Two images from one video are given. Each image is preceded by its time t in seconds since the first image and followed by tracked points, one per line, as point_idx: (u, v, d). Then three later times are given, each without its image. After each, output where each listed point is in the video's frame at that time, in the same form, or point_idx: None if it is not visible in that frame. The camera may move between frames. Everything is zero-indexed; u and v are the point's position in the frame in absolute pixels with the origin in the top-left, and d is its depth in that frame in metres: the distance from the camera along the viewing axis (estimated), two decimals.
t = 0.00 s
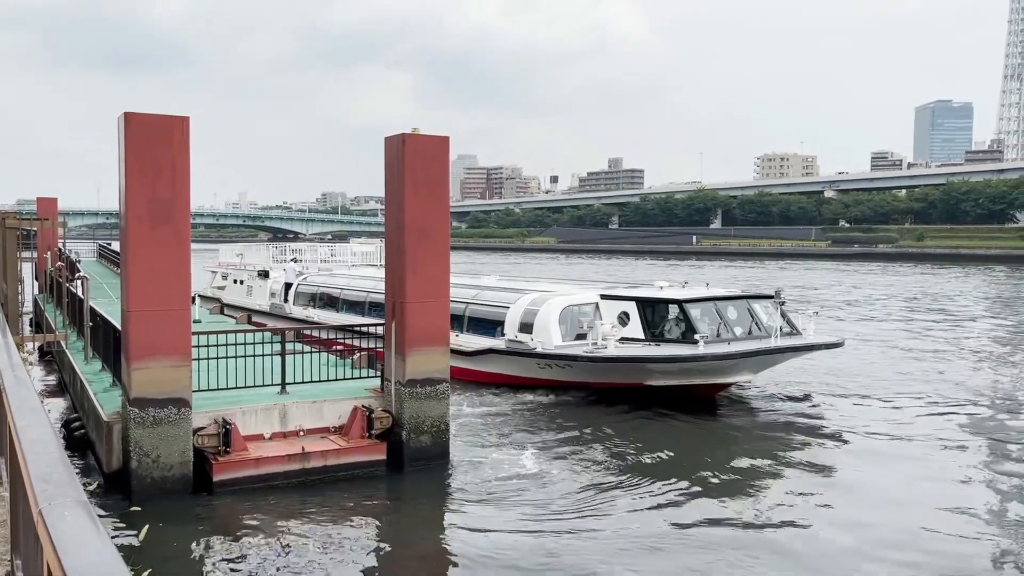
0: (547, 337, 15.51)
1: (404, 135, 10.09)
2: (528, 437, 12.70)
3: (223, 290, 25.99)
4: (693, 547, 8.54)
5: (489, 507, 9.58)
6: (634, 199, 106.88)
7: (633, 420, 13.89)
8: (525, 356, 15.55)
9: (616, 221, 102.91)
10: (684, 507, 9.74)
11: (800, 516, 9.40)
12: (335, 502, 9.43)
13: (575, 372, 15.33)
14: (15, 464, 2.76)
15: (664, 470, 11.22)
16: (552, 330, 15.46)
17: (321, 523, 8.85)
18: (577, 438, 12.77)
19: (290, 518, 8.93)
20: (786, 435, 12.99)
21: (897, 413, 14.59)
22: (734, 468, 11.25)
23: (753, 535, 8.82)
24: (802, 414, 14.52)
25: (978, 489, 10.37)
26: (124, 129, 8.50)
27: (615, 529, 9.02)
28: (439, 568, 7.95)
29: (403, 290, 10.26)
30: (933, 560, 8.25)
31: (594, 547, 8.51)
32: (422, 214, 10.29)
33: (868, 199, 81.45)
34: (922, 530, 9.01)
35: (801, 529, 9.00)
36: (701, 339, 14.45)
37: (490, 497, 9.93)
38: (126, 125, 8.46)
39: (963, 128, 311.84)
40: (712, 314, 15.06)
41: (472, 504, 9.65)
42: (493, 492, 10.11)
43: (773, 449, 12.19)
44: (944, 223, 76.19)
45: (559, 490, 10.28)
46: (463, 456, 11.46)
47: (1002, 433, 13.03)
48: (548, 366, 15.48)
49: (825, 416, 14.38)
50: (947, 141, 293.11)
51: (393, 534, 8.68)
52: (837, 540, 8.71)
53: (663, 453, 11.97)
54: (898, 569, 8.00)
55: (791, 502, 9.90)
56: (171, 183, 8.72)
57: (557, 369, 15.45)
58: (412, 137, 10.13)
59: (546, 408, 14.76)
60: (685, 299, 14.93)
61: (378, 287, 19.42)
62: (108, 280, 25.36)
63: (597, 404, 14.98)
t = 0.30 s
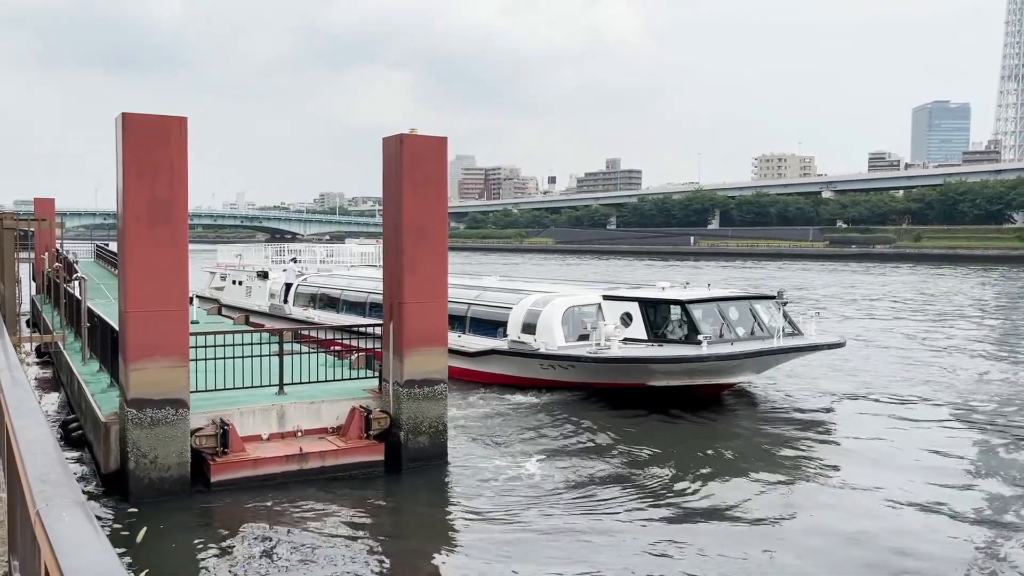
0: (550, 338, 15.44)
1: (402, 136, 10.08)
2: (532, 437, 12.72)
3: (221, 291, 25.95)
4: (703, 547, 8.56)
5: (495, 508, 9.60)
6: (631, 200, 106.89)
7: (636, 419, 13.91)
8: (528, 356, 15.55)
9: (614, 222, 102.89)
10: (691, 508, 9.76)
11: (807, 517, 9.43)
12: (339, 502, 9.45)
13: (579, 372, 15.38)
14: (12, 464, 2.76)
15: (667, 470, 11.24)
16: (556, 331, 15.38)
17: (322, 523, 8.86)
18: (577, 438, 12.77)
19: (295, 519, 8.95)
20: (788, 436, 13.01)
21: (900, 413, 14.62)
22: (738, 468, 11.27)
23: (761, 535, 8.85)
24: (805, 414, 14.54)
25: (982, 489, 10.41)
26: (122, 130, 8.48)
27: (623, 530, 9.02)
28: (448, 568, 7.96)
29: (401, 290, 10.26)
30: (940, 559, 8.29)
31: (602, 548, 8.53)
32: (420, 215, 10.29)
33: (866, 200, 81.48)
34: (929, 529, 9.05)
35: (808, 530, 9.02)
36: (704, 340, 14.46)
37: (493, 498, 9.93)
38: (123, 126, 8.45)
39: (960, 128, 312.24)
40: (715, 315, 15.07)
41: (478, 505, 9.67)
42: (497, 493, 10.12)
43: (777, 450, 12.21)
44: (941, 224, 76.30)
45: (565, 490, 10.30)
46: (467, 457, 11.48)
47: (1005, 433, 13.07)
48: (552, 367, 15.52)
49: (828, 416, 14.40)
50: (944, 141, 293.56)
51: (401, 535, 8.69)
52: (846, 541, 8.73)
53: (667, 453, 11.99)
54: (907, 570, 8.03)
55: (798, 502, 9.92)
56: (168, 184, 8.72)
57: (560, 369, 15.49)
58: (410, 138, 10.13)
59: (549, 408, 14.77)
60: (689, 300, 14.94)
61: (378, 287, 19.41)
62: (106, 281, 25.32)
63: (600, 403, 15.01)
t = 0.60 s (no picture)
0: (553, 338, 15.42)
1: (399, 136, 10.08)
2: (534, 438, 12.73)
3: (220, 291, 25.92)
4: (711, 548, 8.55)
5: (500, 509, 9.59)
6: (629, 200, 106.89)
7: (638, 419, 13.92)
8: (531, 356, 15.56)
9: (612, 222, 102.89)
10: (696, 508, 9.76)
11: (812, 518, 9.42)
12: (340, 503, 9.44)
13: (581, 372, 15.41)
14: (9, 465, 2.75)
15: (670, 470, 11.26)
16: (559, 331, 15.38)
17: (322, 524, 8.85)
18: (577, 438, 12.77)
19: (296, 519, 8.94)
20: (790, 436, 13.02)
21: (901, 413, 14.64)
22: (741, 468, 11.28)
23: (768, 536, 8.85)
24: (807, 414, 14.55)
25: (986, 489, 10.42)
26: (119, 129, 8.47)
27: (628, 531, 9.03)
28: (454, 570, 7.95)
29: (398, 290, 10.25)
30: (947, 560, 8.29)
31: (609, 549, 8.52)
32: (417, 215, 10.28)
33: (863, 201, 81.58)
34: (934, 531, 9.04)
35: (814, 531, 9.03)
36: (707, 340, 14.47)
37: (497, 498, 9.93)
38: (120, 126, 8.44)
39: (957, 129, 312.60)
40: (718, 315, 15.08)
41: (482, 506, 9.67)
42: (500, 493, 10.11)
43: (781, 450, 12.22)
44: (938, 224, 76.37)
45: (568, 491, 10.31)
46: (470, 457, 11.49)
47: (1007, 433, 13.09)
48: (555, 367, 15.54)
49: (830, 416, 14.41)
50: (940, 142, 293.85)
51: (407, 536, 8.68)
52: (852, 542, 8.73)
53: (669, 453, 12.00)
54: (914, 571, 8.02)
55: (803, 503, 9.91)
56: (165, 184, 8.71)
57: (563, 369, 15.52)
58: (408, 138, 10.12)
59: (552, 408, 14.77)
60: (691, 300, 14.94)
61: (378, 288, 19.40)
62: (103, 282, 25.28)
63: (602, 403, 15.02)
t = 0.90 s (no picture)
0: (555, 338, 15.41)
1: (396, 136, 10.08)
2: (536, 439, 12.74)
3: (217, 292, 25.87)
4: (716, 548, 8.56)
5: (504, 510, 9.60)
6: (625, 201, 106.92)
7: (639, 420, 13.92)
8: (534, 356, 15.55)
9: (609, 222, 102.88)
10: (700, 508, 9.77)
11: (817, 518, 9.44)
12: (342, 503, 9.44)
13: (584, 372, 15.40)
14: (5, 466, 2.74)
15: (672, 470, 11.28)
16: (561, 331, 15.38)
17: (321, 525, 8.84)
18: (577, 439, 12.76)
19: (297, 520, 8.94)
20: (791, 436, 13.04)
21: (901, 413, 14.68)
22: (743, 468, 11.30)
23: (773, 536, 8.86)
24: (808, 414, 14.58)
25: (988, 488, 10.45)
26: (115, 130, 8.46)
27: (634, 532, 9.04)
28: (461, 569, 7.95)
29: (395, 291, 10.25)
30: (951, 558, 8.31)
31: (615, 549, 8.52)
32: (414, 216, 10.28)
33: (859, 201, 81.70)
34: (937, 530, 9.06)
35: (819, 531, 9.05)
36: (709, 339, 14.48)
37: (501, 499, 9.94)
38: (116, 126, 8.42)
39: (953, 129, 313.25)
40: (720, 315, 15.09)
41: (486, 507, 9.68)
42: (503, 495, 10.12)
43: (783, 451, 12.24)
44: (935, 225, 76.50)
45: (572, 491, 10.33)
46: (472, 458, 11.49)
47: (1007, 433, 13.13)
48: (558, 367, 15.53)
49: (831, 416, 14.43)
50: (936, 143, 294.47)
51: (411, 537, 8.68)
52: (857, 541, 8.74)
53: (670, 454, 12.01)
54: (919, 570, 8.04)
55: (807, 503, 9.93)
56: (162, 184, 8.70)
57: (566, 369, 15.50)
58: (404, 138, 10.12)
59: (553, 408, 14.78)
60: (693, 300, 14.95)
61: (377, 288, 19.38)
62: (98, 282, 25.24)
63: (604, 403, 15.04)
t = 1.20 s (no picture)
0: (557, 337, 15.46)
1: (392, 137, 10.07)
2: (537, 440, 12.74)
3: (213, 292, 25.82)
4: (722, 547, 8.57)
5: (509, 511, 9.60)
6: (622, 201, 106.93)
7: (640, 420, 13.92)
8: (536, 356, 15.52)
9: (605, 223, 102.87)
10: (704, 508, 9.78)
11: (822, 518, 9.45)
12: (342, 504, 9.44)
13: (587, 371, 15.35)
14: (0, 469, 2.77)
15: (673, 470, 11.29)
16: (563, 331, 15.46)
17: (319, 526, 8.83)
18: (577, 440, 12.74)
19: (297, 522, 8.92)
20: (791, 436, 13.05)
21: (902, 413, 14.70)
22: (744, 468, 11.30)
23: (779, 536, 8.88)
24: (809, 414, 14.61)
25: (990, 488, 10.48)
26: (111, 130, 8.44)
27: (639, 531, 9.05)
28: (467, 571, 7.95)
29: (391, 292, 10.24)
30: (957, 558, 8.33)
31: (621, 549, 8.52)
32: (410, 216, 10.28)
33: (855, 201, 81.84)
34: (943, 530, 9.08)
35: (821, 531, 9.05)
36: (711, 338, 14.47)
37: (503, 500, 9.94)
38: (112, 126, 8.41)
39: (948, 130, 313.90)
40: (721, 314, 15.10)
41: (490, 508, 9.68)
42: (506, 495, 10.12)
43: (784, 451, 12.25)
44: (930, 225, 76.62)
45: (574, 492, 10.32)
46: (473, 459, 11.48)
47: (1007, 433, 13.16)
48: (560, 366, 15.51)
49: (831, 416, 14.45)
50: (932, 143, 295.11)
51: (416, 538, 8.68)
52: (864, 541, 8.75)
53: (670, 454, 12.04)
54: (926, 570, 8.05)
55: (811, 503, 9.94)
56: (157, 184, 8.68)
57: (568, 368, 15.47)
58: (400, 139, 10.11)
59: (555, 408, 14.80)
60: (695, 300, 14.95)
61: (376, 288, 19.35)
62: (94, 283, 25.17)
63: (604, 402, 15.04)
